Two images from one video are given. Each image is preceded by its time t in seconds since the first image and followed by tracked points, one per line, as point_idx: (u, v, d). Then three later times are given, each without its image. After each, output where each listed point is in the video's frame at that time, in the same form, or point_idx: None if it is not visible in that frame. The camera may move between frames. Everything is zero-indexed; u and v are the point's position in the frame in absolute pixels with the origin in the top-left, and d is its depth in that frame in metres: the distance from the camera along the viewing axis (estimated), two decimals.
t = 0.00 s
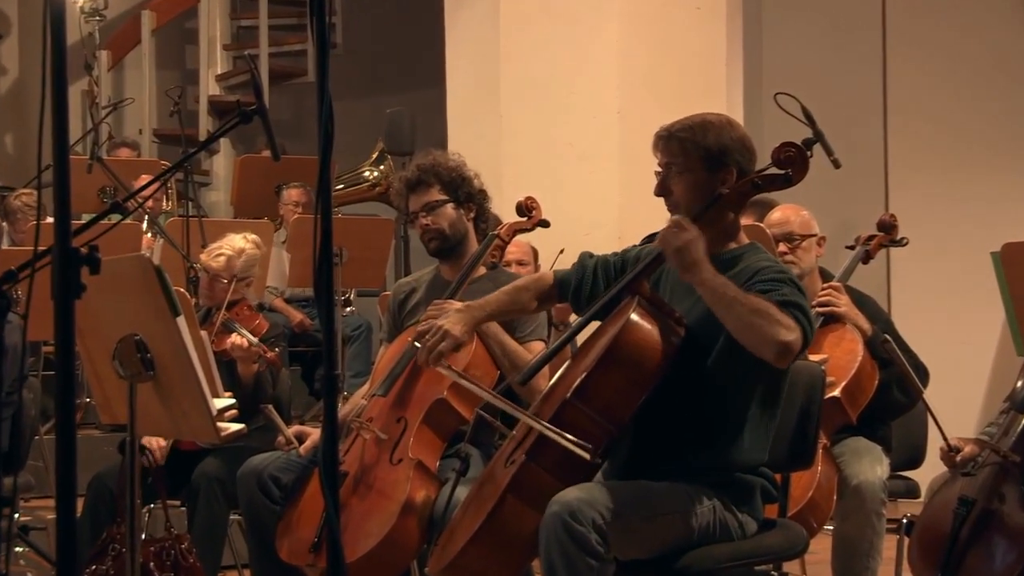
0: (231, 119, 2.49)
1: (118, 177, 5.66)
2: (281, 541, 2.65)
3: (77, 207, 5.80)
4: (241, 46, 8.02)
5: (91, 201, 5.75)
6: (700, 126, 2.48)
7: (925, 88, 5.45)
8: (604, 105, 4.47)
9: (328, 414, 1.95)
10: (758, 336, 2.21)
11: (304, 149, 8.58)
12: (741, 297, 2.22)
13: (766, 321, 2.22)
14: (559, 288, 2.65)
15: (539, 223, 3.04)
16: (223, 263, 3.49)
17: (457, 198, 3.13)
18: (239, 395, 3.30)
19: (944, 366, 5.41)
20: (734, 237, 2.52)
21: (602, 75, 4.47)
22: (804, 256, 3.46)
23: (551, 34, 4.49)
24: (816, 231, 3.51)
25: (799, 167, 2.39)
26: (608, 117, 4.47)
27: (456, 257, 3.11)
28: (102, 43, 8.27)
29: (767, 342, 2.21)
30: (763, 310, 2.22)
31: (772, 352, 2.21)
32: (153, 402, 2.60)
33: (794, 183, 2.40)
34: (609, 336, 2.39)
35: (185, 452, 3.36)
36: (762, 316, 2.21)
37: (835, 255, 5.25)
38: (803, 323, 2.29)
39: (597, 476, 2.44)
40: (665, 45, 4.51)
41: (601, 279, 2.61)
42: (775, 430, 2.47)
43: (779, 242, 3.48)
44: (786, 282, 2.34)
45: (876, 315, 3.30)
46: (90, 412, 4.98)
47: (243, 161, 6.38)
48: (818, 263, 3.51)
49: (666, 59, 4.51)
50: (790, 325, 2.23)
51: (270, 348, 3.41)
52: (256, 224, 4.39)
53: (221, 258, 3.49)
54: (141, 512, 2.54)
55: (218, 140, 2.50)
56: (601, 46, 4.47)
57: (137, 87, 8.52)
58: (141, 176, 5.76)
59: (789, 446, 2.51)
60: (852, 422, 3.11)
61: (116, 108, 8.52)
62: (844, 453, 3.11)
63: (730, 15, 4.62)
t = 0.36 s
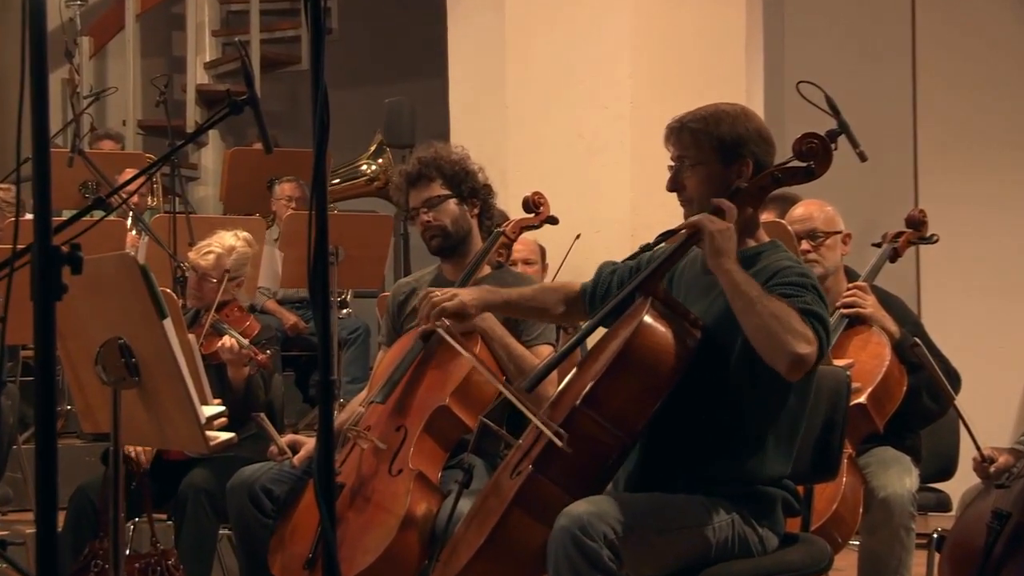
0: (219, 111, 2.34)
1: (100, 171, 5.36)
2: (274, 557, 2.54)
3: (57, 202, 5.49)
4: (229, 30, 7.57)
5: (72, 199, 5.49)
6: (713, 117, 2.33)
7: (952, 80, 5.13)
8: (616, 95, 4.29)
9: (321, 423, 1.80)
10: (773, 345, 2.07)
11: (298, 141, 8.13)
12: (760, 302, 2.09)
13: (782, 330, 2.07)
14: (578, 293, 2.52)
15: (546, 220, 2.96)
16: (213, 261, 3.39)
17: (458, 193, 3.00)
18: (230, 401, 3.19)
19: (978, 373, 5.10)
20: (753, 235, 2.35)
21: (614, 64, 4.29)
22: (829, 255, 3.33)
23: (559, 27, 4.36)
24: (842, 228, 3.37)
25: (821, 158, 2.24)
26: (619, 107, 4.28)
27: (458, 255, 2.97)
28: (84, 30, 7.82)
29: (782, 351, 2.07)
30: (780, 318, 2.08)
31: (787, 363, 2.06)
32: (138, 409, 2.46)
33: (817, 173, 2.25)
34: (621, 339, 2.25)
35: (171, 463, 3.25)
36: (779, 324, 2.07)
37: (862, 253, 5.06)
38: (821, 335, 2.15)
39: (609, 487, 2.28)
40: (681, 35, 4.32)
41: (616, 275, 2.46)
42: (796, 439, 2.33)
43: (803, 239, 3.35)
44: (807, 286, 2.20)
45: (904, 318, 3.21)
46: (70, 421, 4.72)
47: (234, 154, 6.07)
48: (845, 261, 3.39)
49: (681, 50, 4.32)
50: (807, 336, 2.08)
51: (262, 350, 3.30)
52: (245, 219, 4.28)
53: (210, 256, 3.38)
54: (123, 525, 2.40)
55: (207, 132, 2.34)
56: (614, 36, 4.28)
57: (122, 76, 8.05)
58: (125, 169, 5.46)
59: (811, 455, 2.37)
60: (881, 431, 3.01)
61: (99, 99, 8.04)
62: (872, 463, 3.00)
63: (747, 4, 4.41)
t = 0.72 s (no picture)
0: (208, 100, 2.17)
1: (83, 164, 5.14)
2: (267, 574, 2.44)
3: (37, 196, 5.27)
4: (218, 16, 7.31)
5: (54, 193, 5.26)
6: (726, 111, 2.17)
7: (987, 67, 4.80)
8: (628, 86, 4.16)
9: (316, 434, 1.66)
10: (796, 351, 1.93)
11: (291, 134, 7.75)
12: (787, 300, 1.94)
13: (805, 336, 1.92)
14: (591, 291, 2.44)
15: (555, 216, 2.82)
16: (198, 259, 3.25)
17: (462, 188, 2.87)
18: (220, 409, 3.08)
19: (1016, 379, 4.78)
20: (775, 230, 2.20)
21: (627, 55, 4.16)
22: (856, 252, 3.22)
23: (568, 18, 4.23)
24: (868, 225, 3.27)
25: (847, 151, 2.08)
26: (631, 100, 4.15)
27: (462, 253, 2.83)
28: (64, 14, 7.49)
29: (804, 358, 1.93)
30: (806, 322, 1.93)
31: (809, 371, 1.92)
32: (122, 416, 2.32)
33: (840, 168, 2.09)
34: (634, 343, 2.11)
35: (158, 473, 3.15)
36: (804, 328, 1.93)
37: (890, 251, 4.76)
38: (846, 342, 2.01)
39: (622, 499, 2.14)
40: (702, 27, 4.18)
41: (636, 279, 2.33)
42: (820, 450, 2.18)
43: (828, 236, 3.24)
44: (834, 290, 2.04)
45: (935, 319, 3.12)
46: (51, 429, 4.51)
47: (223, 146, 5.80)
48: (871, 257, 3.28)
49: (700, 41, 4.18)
50: (832, 344, 1.94)
51: (250, 354, 3.18)
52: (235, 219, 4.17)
53: (196, 255, 3.25)
54: (107, 539, 2.26)
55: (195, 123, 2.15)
56: (629, 27, 4.14)
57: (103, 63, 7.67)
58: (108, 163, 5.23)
59: (836, 466, 2.23)
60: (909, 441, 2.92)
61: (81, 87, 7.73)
62: (901, 474, 2.92)
63: None
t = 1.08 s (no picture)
0: (195, 88, 2.01)
1: (62, 158, 4.97)
2: None
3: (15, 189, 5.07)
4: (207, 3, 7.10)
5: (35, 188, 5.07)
6: (745, 100, 2.01)
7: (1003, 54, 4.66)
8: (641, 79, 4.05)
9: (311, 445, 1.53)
10: (800, 390, 1.78)
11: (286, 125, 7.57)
12: (797, 331, 1.78)
13: (810, 378, 1.78)
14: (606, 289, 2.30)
15: (565, 212, 2.67)
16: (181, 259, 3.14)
17: (466, 180, 2.73)
18: (207, 418, 2.94)
19: None
20: (800, 228, 2.02)
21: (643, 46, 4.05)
22: (885, 250, 3.10)
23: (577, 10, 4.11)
24: (897, 220, 3.15)
25: (875, 143, 1.92)
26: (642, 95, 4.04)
27: (466, 252, 2.70)
28: None
29: (805, 402, 1.78)
30: (814, 358, 1.78)
31: (806, 416, 1.78)
32: (105, 424, 2.19)
33: (867, 160, 1.92)
34: (649, 350, 1.96)
35: (142, 486, 3.02)
36: (812, 366, 1.78)
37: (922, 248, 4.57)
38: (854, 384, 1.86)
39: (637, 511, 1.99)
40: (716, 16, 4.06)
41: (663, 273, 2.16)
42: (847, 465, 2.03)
43: (856, 232, 3.12)
44: (856, 316, 1.88)
45: (970, 320, 3.00)
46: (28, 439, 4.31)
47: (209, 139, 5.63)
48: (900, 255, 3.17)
49: (716, 31, 4.05)
50: (838, 391, 1.79)
51: (237, 358, 3.06)
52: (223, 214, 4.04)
53: (178, 255, 3.13)
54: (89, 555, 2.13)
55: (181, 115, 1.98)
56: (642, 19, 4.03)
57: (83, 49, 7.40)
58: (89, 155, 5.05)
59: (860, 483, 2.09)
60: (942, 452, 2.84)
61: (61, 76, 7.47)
62: (934, 486, 2.84)
63: None
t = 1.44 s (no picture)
0: (181, 77, 1.84)
1: (41, 151, 4.83)
2: None
3: None
4: None
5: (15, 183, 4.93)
6: (767, 92, 1.88)
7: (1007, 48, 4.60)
8: (648, 75, 3.93)
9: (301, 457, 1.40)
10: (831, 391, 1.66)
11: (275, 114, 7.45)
12: (822, 330, 1.66)
13: (841, 379, 1.65)
14: (619, 293, 2.20)
15: (574, 207, 2.60)
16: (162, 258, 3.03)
17: (468, 174, 2.61)
18: (195, 427, 2.85)
19: None
20: (826, 226, 1.89)
21: (657, 38, 3.92)
22: (912, 248, 3.01)
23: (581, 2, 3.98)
24: (926, 216, 3.07)
25: (907, 136, 1.75)
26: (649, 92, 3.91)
27: (468, 249, 2.58)
28: None
29: (835, 404, 1.66)
30: (843, 359, 1.65)
31: (837, 421, 1.66)
32: (86, 431, 2.06)
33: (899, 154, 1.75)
34: (666, 353, 1.84)
35: (126, 496, 2.93)
36: (843, 364, 1.65)
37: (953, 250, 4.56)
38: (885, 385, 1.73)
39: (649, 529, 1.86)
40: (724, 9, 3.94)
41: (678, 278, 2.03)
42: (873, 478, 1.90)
43: (883, 231, 3.04)
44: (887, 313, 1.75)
45: (1005, 324, 2.95)
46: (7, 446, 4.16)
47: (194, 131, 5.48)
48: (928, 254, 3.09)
49: (732, 23, 3.93)
50: (869, 390, 1.66)
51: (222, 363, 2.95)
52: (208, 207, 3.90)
53: (160, 253, 3.02)
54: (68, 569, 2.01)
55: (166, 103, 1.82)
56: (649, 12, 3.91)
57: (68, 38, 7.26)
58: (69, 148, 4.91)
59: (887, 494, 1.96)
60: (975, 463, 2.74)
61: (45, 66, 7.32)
62: (965, 497, 2.73)
63: None
